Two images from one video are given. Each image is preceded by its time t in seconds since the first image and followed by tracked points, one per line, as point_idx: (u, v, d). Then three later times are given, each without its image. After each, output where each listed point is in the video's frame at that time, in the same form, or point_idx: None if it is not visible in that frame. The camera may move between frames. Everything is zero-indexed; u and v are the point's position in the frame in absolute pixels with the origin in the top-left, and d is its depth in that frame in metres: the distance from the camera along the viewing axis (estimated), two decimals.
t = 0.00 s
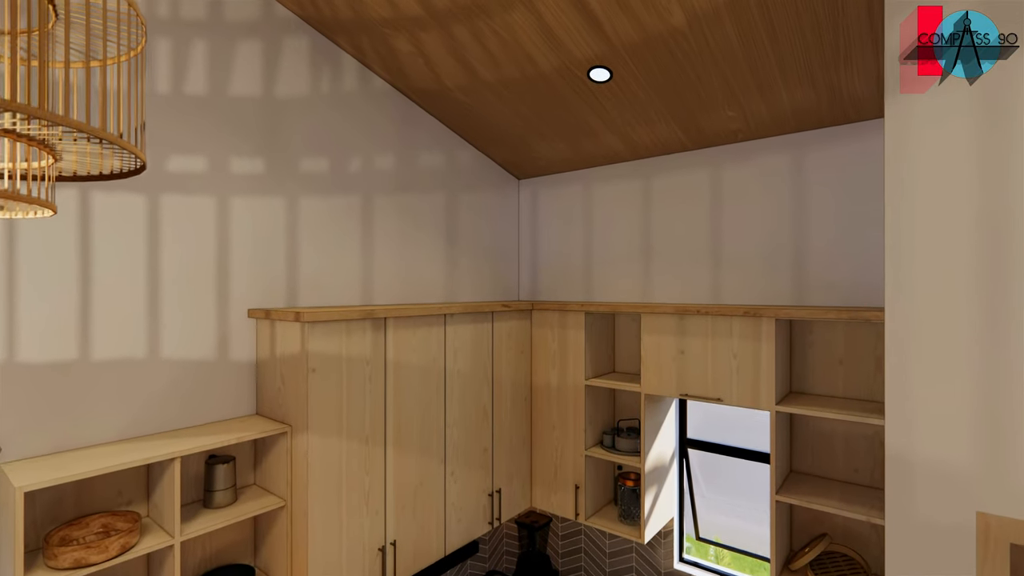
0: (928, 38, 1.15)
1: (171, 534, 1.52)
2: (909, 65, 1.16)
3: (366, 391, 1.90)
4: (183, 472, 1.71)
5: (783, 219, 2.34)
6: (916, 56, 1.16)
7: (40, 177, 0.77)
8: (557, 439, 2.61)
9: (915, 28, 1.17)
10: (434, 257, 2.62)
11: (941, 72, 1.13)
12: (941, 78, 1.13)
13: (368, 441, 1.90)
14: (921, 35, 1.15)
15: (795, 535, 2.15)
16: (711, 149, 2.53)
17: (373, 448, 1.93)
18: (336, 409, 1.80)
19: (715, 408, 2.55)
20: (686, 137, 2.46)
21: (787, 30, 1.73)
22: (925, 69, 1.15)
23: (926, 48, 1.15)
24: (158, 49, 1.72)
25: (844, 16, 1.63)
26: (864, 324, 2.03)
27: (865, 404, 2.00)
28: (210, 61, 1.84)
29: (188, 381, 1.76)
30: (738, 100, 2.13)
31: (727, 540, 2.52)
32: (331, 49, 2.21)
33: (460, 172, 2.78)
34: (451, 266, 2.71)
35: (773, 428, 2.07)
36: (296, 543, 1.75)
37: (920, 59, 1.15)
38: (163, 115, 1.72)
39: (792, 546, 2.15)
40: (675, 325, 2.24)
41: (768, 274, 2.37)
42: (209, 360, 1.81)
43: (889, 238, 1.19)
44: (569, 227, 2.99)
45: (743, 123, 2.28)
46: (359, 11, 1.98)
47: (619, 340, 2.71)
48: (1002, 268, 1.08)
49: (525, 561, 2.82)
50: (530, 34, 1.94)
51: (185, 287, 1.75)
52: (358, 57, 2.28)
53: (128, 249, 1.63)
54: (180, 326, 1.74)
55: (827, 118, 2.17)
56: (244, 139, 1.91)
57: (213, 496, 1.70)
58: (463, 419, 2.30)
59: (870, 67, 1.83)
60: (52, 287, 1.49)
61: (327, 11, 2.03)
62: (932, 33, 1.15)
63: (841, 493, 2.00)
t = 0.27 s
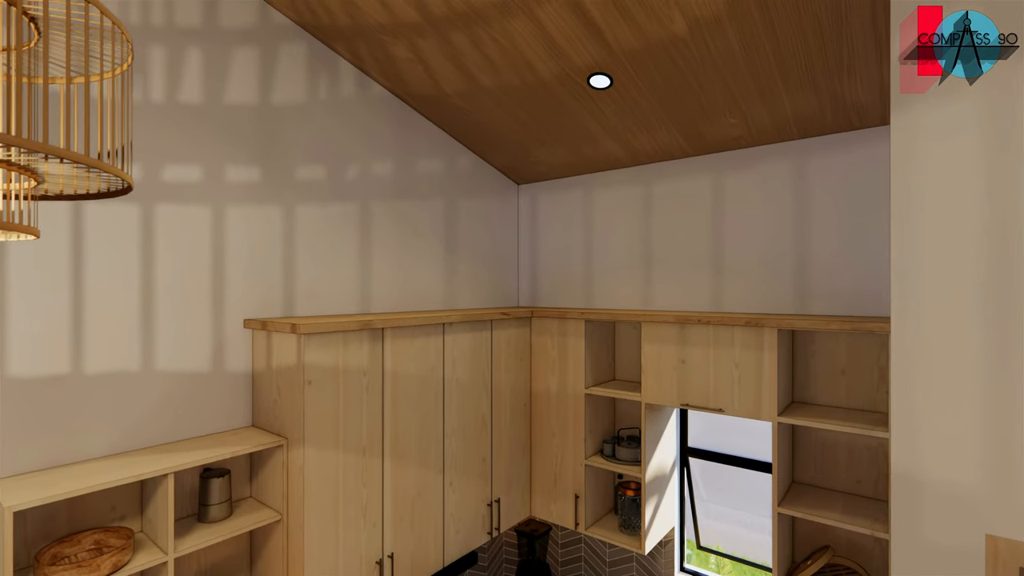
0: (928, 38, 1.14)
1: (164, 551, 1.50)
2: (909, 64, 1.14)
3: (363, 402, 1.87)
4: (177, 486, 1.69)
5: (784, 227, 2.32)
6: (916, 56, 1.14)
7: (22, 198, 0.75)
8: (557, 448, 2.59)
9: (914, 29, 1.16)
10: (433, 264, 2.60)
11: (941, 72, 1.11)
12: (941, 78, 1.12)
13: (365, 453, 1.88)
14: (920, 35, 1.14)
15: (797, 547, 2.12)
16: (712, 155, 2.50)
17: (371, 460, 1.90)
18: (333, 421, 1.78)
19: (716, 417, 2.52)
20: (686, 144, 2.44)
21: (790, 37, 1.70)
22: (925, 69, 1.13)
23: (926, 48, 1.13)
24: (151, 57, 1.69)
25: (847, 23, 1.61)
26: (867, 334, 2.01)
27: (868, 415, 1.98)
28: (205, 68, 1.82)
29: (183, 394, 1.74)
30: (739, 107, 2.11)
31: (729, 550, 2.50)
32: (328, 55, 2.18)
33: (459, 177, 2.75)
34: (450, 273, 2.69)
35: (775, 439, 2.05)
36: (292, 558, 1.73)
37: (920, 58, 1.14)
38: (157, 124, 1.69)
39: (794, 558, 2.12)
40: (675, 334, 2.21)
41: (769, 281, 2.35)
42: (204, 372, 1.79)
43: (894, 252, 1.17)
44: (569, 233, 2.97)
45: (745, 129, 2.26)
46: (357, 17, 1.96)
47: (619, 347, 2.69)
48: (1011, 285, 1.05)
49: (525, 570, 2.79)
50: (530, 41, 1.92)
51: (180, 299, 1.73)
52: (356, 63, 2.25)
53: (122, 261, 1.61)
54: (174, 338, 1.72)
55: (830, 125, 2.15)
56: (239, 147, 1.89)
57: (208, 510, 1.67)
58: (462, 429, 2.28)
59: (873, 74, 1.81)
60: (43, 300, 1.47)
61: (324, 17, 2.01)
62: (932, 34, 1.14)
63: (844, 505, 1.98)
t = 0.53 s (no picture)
0: (928, 39, 1.12)
1: (157, 566, 1.47)
2: (909, 64, 1.13)
3: (360, 413, 1.85)
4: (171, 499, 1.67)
5: (787, 234, 2.30)
6: (916, 56, 1.13)
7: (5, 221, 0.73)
8: (557, 456, 2.56)
9: (915, 28, 1.14)
10: (431, 271, 2.58)
11: (941, 72, 1.10)
12: (941, 78, 1.10)
13: (362, 464, 1.86)
14: (920, 35, 1.12)
15: (799, 558, 2.10)
16: (713, 161, 2.48)
17: (368, 471, 1.88)
18: (329, 433, 1.75)
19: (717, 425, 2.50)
20: (688, 149, 2.41)
21: (793, 43, 1.68)
22: (925, 70, 1.12)
23: (926, 48, 1.12)
24: (145, 64, 1.67)
25: (851, 30, 1.58)
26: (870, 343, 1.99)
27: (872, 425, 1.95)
28: (200, 75, 1.79)
29: (177, 405, 1.71)
30: (741, 112, 2.08)
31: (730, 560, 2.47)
32: (325, 60, 2.16)
33: (458, 182, 2.73)
34: (449, 279, 2.66)
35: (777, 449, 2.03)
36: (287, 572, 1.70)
37: (920, 58, 1.12)
38: (151, 132, 1.67)
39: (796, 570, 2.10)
40: (676, 342, 2.19)
41: (771, 289, 2.33)
42: (199, 382, 1.76)
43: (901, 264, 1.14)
44: (569, 238, 2.94)
45: (747, 135, 2.23)
46: (353, 23, 1.94)
47: (619, 354, 2.67)
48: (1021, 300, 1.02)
49: None
50: (529, 47, 1.90)
51: (174, 309, 1.70)
52: (353, 68, 2.23)
53: (115, 271, 1.59)
54: (169, 349, 1.69)
55: (832, 131, 2.12)
56: (234, 154, 1.87)
57: (202, 524, 1.65)
58: (460, 438, 2.26)
59: (877, 80, 1.78)
60: (34, 312, 1.45)
61: (320, 23, 1.98)
62: (932, 34, 1.12)
63: (847, 517, 1.95)
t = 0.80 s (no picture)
0: (928, 39, 0.99)
1: None
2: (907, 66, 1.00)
3: (357, 422, 1.82)
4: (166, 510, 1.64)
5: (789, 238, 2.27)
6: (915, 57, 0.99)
7: None
8: (556, 462, 2.54)
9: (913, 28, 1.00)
10: (430, 275, 2.55)
11: (941, 72, 0.97)
12: (941, 79, 0.98)
13: (359, 474, 1.83)
14: (920, 35, 0.99)
15: (801, 566, 2.08)
16: (715, 164, 2.45)
17: (365, 480, 1.86)
18: (325, 442, 1.73)
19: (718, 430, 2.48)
20: (689, 152, 2.38)
21: (797, 46, 1.64)
22: (924, 71, 0.98)
23: (925, 49, 0.98)
24: (137, 68, 1.64)
25: (857, 33, 1.55)
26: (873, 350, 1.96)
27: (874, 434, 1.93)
28: (192, 79, 1.76)
29: (171, 415, 1.69)
30: (744, 116, 2.05)
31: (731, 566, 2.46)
32: (321, 62, 2.12)
33: (457, 185, 2.70)
34: (447, 283, 2.63)
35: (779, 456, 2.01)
36: None
37: (920, 59, 0.99)
38: (143, 138, 1.64)
39: None
40: (677, 349, 2.16)
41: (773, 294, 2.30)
42: (193, 392, 1.74)
43: (906, 271, 1.01)
44: (569, 241, 2.91)
45: (750, 138, 2.20)
46: (349, 25, 1.90)
47: (619, 358, 2.65)
48: None
49: None
50: (528, 49, 1.86)
51: (168, 318, 1.68)
52: (350, 70, 2.20)
53: (107, 280, 1.56)
54: (162, 358, 1.67)
55: (836, 135, 2.09)
56: (228, 159, 1.83)
57: (197, 535, 1.62)
58: (459, 445, 2.23)
59: (883, 85, 1.75)
60: (22, 323, 1.42)
61: (316, 25, 1.95)
62: (932, 34, 0.98)
63: (850, 525, 1.93)
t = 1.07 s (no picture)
0: (928, 38, 0.94)
1: None
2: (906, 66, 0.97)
3: (353, 429, 1.80)
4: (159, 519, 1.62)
5: (792, 241, 2.23)
6: (914, 57, 0.96)
7: None
8: (555, 465, 2.52)
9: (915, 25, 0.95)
10: (428, 277, 2.52)
11: (940, 73, 0.92)
12: (942, 78, 0.92)
13: (356, 481, 1.81)
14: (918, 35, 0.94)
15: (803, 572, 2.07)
16: (717, 164, 2.41)
17: (362, 487, 1.84)
18: (321, 449, 1.71)
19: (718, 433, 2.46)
20: (691, 152, 2.34)
21: (802, 46, 1.61)
22: (924, 71, 0.95)
23: (925, 48, 0.94)
24: (126, 70, 1.60)
25: (864, 34, 1.51)
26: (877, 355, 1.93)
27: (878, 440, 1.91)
28: (184, 80, 1.72)
29: (164, 423, 1.66)
30: (748, 117, 2.01)
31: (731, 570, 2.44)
32: (316, 62, 2.08)
33: (455, 186, 2.66)
34: (445, 285, 2.60)
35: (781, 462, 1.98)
36: None
37: (919, 59, 0.95)
38: (133, 141, 1.60)
39: None
40: (679, 353, 2.14)
41: (776, 297, 2.27)
42: (187, 399, 1.71)
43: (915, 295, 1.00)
44: (569, 242, 2.88)
45: (753, 139, 2.16)
46: (345, 24, 1.86)
47: (619, 361, 2.62)
48: None
49: None
50: (528, 49, 1.82)
51: (160, 324, 1.65)
52: (345, 70, 2.15)
53: (97, 287, 1.53)
54: (155, 365, 1.64)
55: (841, 136, 2.05)
56: (222, 161, 1.80)
57: (191, 545, 1.60)
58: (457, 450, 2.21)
59: (890, 86, 1.71)
60: (10, 332, 1.39)
61: (311, 24, 1.91)
62: (933, 31, 0.93)
63: (852, 532, 1.91)
